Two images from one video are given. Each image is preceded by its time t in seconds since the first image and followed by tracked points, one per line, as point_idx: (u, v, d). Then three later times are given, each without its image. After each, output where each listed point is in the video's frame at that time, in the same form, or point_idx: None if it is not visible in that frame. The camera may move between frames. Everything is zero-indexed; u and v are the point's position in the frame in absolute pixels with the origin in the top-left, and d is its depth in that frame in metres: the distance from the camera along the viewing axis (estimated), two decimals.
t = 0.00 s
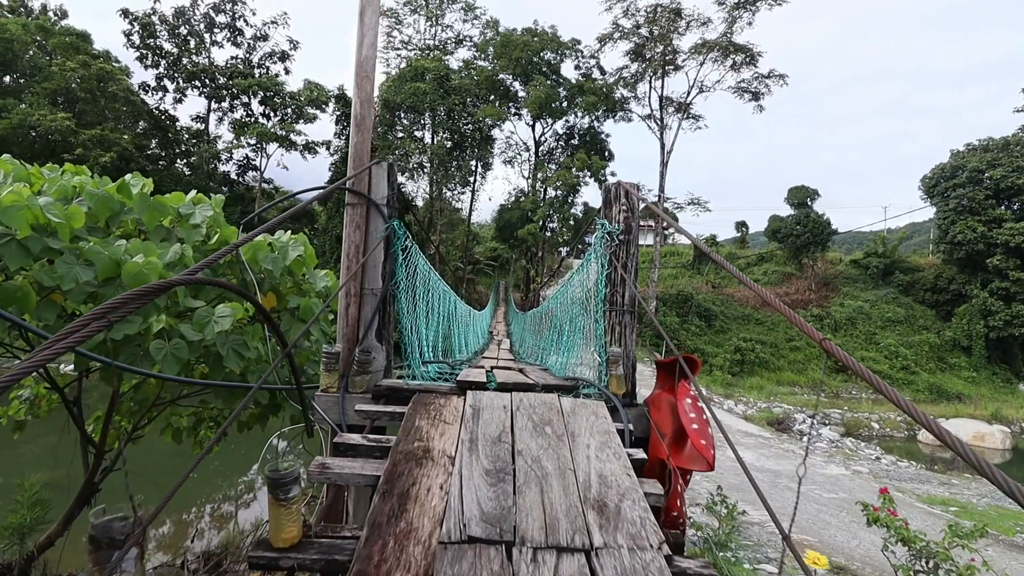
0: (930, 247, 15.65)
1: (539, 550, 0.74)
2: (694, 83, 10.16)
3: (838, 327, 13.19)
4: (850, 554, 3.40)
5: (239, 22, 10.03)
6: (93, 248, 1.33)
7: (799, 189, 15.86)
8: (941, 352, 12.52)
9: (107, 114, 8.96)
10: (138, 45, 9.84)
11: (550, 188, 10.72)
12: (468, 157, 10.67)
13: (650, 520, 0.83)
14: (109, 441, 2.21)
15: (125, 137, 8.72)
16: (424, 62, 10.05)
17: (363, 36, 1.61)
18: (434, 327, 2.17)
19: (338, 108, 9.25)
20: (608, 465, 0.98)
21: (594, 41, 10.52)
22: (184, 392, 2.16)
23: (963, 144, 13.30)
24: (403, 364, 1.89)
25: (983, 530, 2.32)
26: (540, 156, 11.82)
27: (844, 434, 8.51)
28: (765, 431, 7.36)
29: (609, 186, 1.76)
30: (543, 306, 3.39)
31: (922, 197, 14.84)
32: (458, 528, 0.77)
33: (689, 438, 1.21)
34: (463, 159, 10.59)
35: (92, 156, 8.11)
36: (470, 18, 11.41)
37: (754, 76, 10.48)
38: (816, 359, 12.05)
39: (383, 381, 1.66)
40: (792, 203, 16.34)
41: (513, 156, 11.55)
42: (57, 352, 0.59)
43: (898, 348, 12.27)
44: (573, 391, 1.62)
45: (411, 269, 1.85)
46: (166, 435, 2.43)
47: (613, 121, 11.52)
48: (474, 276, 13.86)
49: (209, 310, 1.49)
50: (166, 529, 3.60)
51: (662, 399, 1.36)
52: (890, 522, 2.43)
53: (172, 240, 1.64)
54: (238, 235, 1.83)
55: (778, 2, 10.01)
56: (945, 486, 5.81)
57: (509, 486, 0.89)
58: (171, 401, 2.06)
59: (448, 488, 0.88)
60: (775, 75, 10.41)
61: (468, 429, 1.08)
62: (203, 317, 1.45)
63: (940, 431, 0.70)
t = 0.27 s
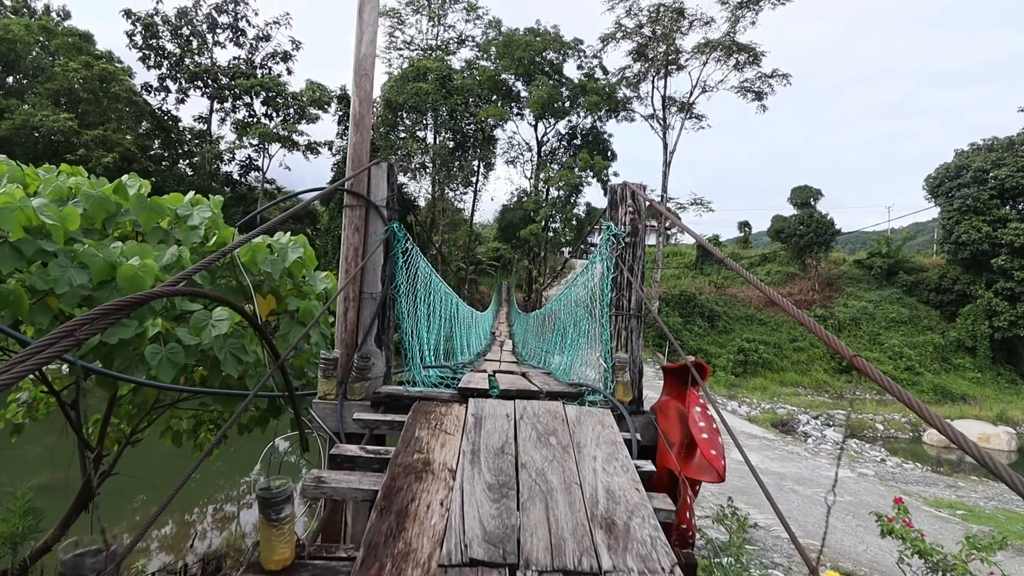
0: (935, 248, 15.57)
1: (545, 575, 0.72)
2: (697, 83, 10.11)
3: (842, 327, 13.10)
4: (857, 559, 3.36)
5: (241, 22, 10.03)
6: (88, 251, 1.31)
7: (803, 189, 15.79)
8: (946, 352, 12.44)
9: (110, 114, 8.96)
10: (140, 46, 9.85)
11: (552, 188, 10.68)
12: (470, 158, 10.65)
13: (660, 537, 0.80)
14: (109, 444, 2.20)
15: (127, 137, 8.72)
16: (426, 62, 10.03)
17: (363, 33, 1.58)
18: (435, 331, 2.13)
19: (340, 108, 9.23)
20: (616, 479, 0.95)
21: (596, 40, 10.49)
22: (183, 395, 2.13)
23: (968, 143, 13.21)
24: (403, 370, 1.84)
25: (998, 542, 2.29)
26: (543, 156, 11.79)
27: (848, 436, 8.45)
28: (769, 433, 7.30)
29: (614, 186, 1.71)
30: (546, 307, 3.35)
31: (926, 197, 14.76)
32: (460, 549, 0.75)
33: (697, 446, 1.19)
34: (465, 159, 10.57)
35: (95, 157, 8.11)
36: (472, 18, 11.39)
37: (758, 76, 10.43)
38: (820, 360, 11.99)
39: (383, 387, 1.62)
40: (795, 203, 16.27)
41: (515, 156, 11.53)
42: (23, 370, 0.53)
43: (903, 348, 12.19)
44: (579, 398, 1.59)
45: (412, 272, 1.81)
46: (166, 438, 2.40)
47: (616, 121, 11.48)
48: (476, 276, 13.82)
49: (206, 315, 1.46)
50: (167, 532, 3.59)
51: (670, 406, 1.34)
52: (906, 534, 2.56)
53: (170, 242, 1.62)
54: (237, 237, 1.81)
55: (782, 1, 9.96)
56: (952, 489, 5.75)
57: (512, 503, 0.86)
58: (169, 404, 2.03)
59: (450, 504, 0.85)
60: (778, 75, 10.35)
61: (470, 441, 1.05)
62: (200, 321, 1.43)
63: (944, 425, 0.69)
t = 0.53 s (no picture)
0: (939, 248, 15.49)
1: None
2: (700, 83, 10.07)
3: (845, 327, 13.03)
4: (863, 564, 3.32)
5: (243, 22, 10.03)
6: (82, 253, 1.29)
7: (806, 189, 15.74)
8: (949, 353, 12.38)
9: (112, 114, 8.96)
10: (142, 46, 9.85)
11: (554, 188, 10.65)
12: (472, 158, 10.62)
13: (671, 555, 0.78)
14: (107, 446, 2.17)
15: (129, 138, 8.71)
16: (428, 62, 10.01)
17: (361, 31, 1.55)
18: (435, 334, 2.08)
19: (341, 109, 9.22)
20: (623, 492, 0.93)
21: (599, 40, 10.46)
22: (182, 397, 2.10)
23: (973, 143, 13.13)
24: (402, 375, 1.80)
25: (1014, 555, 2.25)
26: (545, 156, 11.76)
27: (852, 437, 8.39)
28: (772, 434, 7.25)
29: (619, 187, 1.67)
30: (549, 308, 3.31)
31: (929, 196, 14.68)
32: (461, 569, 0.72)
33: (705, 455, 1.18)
34: (467, 159, 10.55)
35: (96, 157, 8.11)
36: (474, 17, 11.37)
37: (761, 75, 10.38)
38: (823, 360, 11.94)
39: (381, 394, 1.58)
40: (798, 203, 16.22)
41: (517, 156, 11.51)
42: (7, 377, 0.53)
43: (906, 349, 12.13)
44: (583, 406, 1.55)
45: (411, 276, 1.77)
46: (165, 440, 2.38)
47: (618, 121, 11.45)
48: (479, 276, 13.79)
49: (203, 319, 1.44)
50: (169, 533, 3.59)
51: (678, 414, 1.33)
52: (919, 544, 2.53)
53: (168, 245, 1.59)
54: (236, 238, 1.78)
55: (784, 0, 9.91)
56: (957, 491, 5.69)
57: (515, 518, 0.84)
58: (167, 408, 2.00)
59: (450, 520, 0.83)
60: (781, 74, 10.31)
61: (472, 451, 1.03)
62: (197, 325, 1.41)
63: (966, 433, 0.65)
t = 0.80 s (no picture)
0: (942, 248, 15.42)
1: None
2: (702, 82, 10.04)
3: (848, 328, 12.98)
4: (868, 568, 3.29)
5: (244, 22, 10.03)
6: (76, 256, 1.27)
7: (808, 188, 15.68)
8: (952, 353, 12.33)
9: (113, 115, 8.95)
10: (144, 46, 9.86)
11: (556, 188, 10.62)
12: (474, 158, 10.59)
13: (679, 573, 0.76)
14: (105, 449, 2.15)
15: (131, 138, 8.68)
16: (430, 62, 9.99)
17: (359, 28, 1.52)
18: (435, 338, 2.05)
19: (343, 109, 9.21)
20: (630, 506, 0.91)
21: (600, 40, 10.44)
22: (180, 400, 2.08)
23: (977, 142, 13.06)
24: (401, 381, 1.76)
25: None
26: (547, 156, 11.74)
27: (855, 438, 8.35)
28: (775, 436, 7.21)
29: (624, 189, 1.62)
30: (552, 310, 3.26)
31: (932, 196, 14.59)
32: None
33: (713, 463, 1.17)
34: (469, 159, 10.53)
35: (98, 157, 8.11)
36: (476, 17, 11.34)
37: (763, 75, 10.34)
38: (826, 361, 11.89)
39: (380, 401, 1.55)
40: (800, 203, 16.17)
41: (519, 156, 11.50)
42: None
43: (909, 349, 12.08)
44: (587, 413, 1.52)
45: (411, 279, 1.74)
46: (164, 442, 2.36)
47: (620, 121, 11.43)
48: (480, 276, 13.76)
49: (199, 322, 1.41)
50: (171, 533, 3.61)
51: (686, 422, 1.31)
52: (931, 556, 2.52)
53: (164, 247, 1.57)
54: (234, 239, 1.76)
55: None
56: (962, 494, 5.65)
57: (515, 536, 0.82)
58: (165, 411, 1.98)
59: (449, 538, 0.81)
60: (784, 74, 10.27)
61: (472, 463, 1.02)
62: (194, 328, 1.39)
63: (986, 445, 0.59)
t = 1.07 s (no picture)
0: (944, 248, 15.39)
1: None
2: (703, 83, 10.03)
3: (849, 328, 12.95)
4: (871, 571, 3.27)
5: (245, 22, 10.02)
6: (70, 257, 1.25)
7: (809, 189, 15.67)
8: (953, 353, 12.29)
9: (113, 115, 8.94)
10: (144, 46, 9.85)
11: (557, 188, 10.60)
12: (475, 158, 10.57)
13: None
14: (101, 451, 2.12)
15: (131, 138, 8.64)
16: (431, 62, 9.98)
17: (357, 25, 1.50)
18: (435, 341, 2.02)
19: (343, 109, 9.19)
20: (633, 514, 0.89)
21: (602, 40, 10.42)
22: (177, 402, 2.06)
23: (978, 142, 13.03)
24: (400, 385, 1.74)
25: None
26: (548, 156, 11.72)
27: (856, 438, 8.32)
28: (777, 436, 7.19)
29: (627, 189, 1.60)
30: (553, 311, 3.24)
31: (934, 196, 14.55)
32: None
33: (718, 470, 1.16)
34: (470, 159, 10.50)
35: (98, 157, 8.11)
36: (477, 17, 11.33)
37: (765, 75, 10.31)
38: (827, 360, 11.87)
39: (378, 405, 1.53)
40: (801, 203, 16.15)
41: (520, 156, 11.50)
42: None
43: (910, 350, 12.05)
44: (589, 418, 1.50)
45: (410, 281, 1.71)
46: (163, 444, 2.34)
47: (621, 121, 11.41)
48: (481, 276, 13.75)
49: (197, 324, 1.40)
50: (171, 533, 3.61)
51: (691, 427, 1.30)
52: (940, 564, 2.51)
53: (162, 248, 1.55)
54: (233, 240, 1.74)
55: None
56: (965, 495, 5.62)
57: (516, 546, 0.80)
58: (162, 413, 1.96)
59: (448, 548, 0.80)
60: (786, 74, 10.24)
61: (472, 470, 1.00)
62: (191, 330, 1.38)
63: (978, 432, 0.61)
